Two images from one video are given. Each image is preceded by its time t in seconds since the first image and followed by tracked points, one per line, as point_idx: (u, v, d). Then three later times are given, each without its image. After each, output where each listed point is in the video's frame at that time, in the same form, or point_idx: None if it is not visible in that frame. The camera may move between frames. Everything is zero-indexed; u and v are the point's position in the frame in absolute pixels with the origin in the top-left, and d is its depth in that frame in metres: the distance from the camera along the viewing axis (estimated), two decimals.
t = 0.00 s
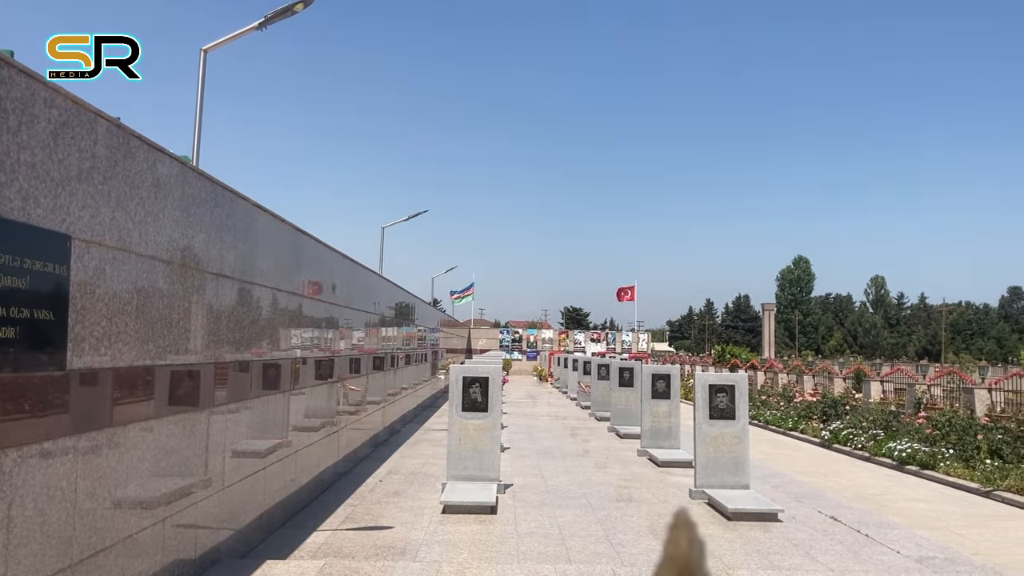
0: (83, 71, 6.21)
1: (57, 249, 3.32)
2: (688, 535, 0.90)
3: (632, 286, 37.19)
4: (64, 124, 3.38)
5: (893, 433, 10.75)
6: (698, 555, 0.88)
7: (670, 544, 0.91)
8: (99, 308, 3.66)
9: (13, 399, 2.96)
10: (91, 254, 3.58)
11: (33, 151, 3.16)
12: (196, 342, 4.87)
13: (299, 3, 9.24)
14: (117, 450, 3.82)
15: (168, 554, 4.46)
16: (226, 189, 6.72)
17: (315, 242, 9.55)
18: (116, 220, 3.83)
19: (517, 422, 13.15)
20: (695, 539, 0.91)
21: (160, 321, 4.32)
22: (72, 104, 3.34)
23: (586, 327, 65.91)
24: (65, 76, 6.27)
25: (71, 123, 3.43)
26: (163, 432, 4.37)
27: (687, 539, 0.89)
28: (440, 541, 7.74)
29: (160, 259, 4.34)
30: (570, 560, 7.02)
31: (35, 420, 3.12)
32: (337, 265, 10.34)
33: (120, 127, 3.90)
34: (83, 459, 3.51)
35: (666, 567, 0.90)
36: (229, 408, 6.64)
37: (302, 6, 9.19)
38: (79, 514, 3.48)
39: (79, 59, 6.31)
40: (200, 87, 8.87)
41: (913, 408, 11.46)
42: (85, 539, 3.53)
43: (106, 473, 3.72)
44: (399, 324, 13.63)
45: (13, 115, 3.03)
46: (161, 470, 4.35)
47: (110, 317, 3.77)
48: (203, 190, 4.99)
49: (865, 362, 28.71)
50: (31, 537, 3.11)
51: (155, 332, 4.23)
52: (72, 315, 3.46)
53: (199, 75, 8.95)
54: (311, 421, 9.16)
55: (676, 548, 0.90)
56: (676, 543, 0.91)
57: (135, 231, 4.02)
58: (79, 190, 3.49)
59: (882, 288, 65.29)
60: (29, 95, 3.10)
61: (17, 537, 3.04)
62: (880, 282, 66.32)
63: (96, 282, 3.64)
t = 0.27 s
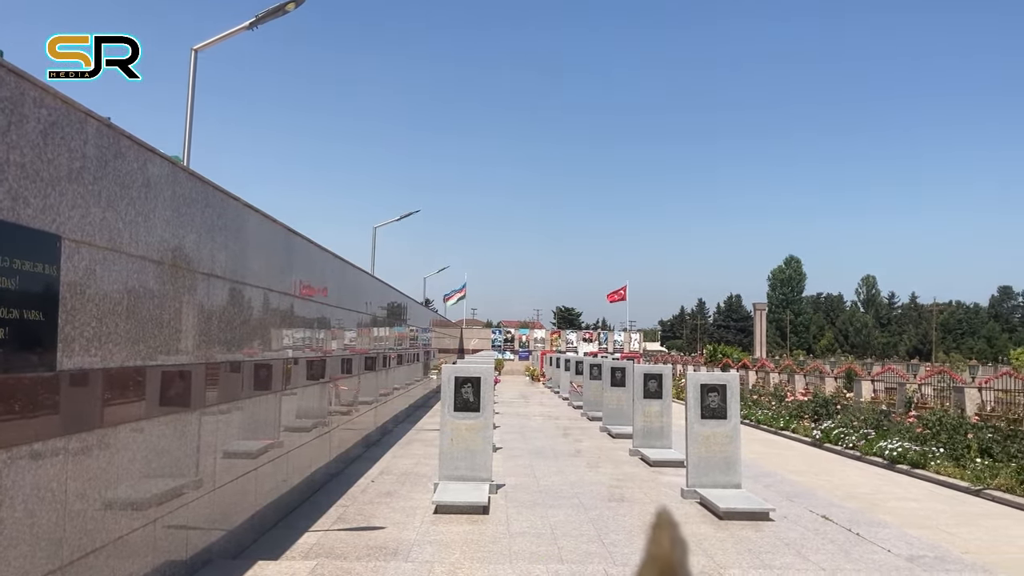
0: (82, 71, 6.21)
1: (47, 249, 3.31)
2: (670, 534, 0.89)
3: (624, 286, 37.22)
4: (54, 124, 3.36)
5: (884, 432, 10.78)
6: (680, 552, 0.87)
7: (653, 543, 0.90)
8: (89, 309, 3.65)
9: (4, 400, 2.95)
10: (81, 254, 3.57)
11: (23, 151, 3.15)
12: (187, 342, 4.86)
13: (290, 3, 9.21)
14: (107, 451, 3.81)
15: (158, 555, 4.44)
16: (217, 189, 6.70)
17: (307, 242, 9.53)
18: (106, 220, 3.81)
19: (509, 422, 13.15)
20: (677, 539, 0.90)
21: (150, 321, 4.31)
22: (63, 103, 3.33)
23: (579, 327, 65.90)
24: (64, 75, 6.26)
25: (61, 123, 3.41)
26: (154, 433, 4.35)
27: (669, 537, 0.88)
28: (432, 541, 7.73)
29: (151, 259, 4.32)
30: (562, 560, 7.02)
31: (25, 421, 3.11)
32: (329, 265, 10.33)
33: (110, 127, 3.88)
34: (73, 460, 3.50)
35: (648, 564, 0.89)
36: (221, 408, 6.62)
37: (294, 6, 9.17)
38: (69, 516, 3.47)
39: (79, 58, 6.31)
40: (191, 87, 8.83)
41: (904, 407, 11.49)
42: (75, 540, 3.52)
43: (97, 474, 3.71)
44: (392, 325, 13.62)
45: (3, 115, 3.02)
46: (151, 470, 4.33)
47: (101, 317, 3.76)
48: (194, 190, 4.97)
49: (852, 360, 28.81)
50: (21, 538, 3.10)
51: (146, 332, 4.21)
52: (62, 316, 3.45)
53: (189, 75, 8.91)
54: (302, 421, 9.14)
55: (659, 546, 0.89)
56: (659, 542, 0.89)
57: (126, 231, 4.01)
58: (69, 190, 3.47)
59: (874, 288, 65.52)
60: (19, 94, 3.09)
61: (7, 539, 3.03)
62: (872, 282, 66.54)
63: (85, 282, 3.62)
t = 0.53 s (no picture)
0: (83, 71, 6.20)
1: (38, 250, 3.29)
2: (647, 530, 0.72)
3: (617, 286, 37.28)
4: (44, 123, 3.35)
5: (875, 431, 10.81)
6: (658, 551, 0.70)
7: (628, 539, 0.73)
8: (79, 309, 3.64)
9: None
10: (71, 254, 3.56)
11: (14, 151, 3.13)
12: (179, 343, 4.84)
13: (282, 3, 9.19)
14: (99, 452, 3.79)
15: (150, 555, 4.43)
16: (209, 190, 6.68)
17: (299, 242, 9.51)
18: (96, 220, 3.80)
19: (502, 422, 13.14)
20: (655, 535, 0.72)
21: (141, 322, 4.29)
22: (53, 103, 3.32)
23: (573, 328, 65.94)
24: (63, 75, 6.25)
25: (50, 123, 3.40)
26: (146, 433, 4.33)
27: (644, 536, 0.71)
28: (424, 541, 7.72)
29: (142, 259, 4.30)
30: (555, 560, 7.02)
31: (16, 423, 3.10)
32: (321, 265, 10.31)
33: (100, 127, 3.87)
34: (64, 461, 3.48)
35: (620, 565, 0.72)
36: (213, 409, 6.61)
37: (285, 6, 9.16)
38: (59, 517, 3.45)
39: (79, 58, 6.31)
40: (182, 86, 8.79)
41: (895, 407, 11.53)
42: (65, 541, 3.50)
43: (88, 475, 3.69)
44: (384, 325, 13.60)
45: None
46: (143, 471, 4.32)
47: (91, 317, 3.74)
48: (185, 190, 4.96)
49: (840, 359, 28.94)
50: (10, 540, 3.09)
51: (137, 333, 4.20)
52: (53, 317, 3.44)
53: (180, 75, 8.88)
54: (294, 422, 9.12)
55: (634, 544, 0.72)
56: (634, 538, 0.73)
57: (116, 232, 3.99)
58: (59, 190, 3.46)
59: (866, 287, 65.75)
60: (9, 94, 3.08)
61: None
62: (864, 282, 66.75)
63: (75, 282, 3.60)
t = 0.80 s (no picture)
0: (83, 71, 6.17)
1: (28, 250, 3.28)
2: (625, 531, 0.68)
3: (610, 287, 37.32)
4: (34, 123, 3.33)
5: (867, 430, 10.85)
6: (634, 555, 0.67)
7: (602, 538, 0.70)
8: (69, 310, 3.61)
9: None
10: (61, 255, 3.54)
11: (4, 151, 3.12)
12: (171, 343, 4.81)
13: (273, 2, 9.16)
14: (91, 454, 3.78)
15: (142, 557, 4.41)
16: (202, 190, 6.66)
17: (291, 242, 9.48)
18: (87, 220, 3.78)
19: (495, 422, 13.14)
20: (632, 533, 0.69)
21: (133, 323, 4.26)
22: (43, 103, 3.30)
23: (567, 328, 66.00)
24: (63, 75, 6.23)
25: (41, 122, 3.38)
26: (137, 434, 4.31)
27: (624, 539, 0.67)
28: (417, 541, 7.70)
29: (133, 260, 4.28)
30: (547, 559, 7.01)
31: (7, 425, 3.08)
32: (313, 265, 10.28)
33: (91, 127, 3.85)
34: (54, 463, 3.47)
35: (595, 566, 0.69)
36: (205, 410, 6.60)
37: (277, 5, 9.13)
38: (49, 519, 3.44)
39: (79, 58, 6.29)
40: (174, 86, 8.75)
41: (887, 406, 11.55)
42: (56, 543, 3.49)
43: (79, 476, 3.68)
44: (376, 325, 13.59)
45: None
46: (135, 471, 4.30)
47: (82, 318, 3.72)
48: (177, 191, 4.93)
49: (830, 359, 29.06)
50: None
51: (128, 333, 4.17)
52: (43, 317, 3.42)
53: (172, 75, 8.84)
54: (287, 422, 9.09)
55: (610, 544, 0.69)
56: (608, 538, 0.70)
57: (107, 232, 3.97)
58: (49, 190, 3.45)
59: (859, 287, 65.94)
60: None
61: None
62: (858, 282, 66.93)
63: (65, 282, 3.58)
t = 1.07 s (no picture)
0: (82, 71, 6.15)
1: (19, 251, 3.26)
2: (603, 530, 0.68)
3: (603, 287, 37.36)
4: (24, 123, 3.31)
5: (859, 430, 10.88)
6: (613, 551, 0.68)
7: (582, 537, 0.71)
8: (60, 311, 3.59)
9: None
10: (52, 256, 3.51)
11: None
12: (164, 344, 4.79)
13: (265, 3, 9.13)
14: (83, 455, 3.77)
15: (134, 558, 4.40)
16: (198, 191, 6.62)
17: (284, 242, 9.46)
18: (79, 221, 3.76)
19: (489, 422, 13.13)
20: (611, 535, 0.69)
21: (125, 324, 4.23)
22: (33, 103, 3.28)
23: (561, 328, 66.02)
24: (63, 75, 6.21)
25: (31, 123, 3.36)
26: (130, 436, 4.29)
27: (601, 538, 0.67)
28: (411, 542, 7.68)
29: (125, 261, 4.25)
30: (541, 560, 6.99)
31: None
32: (306, 266, 10.26)
33: (82, 127, 3.83)
34: (45, 465, 3.45)
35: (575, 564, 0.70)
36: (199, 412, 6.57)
37: (269, 6, 9.10)
38: (40, 521, 3.42)
39: (79, 59, 6.27)
40: (166, 86, 8.70)
41: (880, 405, 11.58)
42: (47, 545, 3.47)
43: (70, 478, 3.66)
44: (370, 325, 13.57)
45: None
46: (127, 472, 4.28)
47: (73, 319, 3.70)
48: (168, 191, 4.91)
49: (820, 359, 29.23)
50: None
51: (119, 334, 4.14)
52: (34, 318, 3.39)
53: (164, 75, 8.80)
54: (280, 423, 9.07)
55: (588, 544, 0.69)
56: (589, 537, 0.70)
57: (99, 233, 3.94)
58: (39, 191, 3.42)
59: (853, 286, 66.12)
60: None
61: None
62: (852, 281, 67.10)
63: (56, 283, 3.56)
